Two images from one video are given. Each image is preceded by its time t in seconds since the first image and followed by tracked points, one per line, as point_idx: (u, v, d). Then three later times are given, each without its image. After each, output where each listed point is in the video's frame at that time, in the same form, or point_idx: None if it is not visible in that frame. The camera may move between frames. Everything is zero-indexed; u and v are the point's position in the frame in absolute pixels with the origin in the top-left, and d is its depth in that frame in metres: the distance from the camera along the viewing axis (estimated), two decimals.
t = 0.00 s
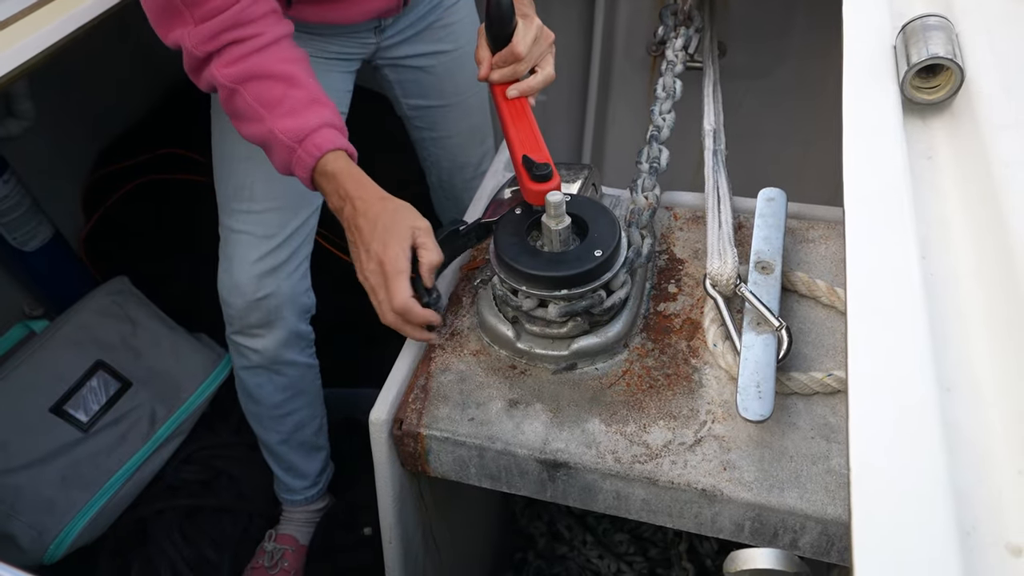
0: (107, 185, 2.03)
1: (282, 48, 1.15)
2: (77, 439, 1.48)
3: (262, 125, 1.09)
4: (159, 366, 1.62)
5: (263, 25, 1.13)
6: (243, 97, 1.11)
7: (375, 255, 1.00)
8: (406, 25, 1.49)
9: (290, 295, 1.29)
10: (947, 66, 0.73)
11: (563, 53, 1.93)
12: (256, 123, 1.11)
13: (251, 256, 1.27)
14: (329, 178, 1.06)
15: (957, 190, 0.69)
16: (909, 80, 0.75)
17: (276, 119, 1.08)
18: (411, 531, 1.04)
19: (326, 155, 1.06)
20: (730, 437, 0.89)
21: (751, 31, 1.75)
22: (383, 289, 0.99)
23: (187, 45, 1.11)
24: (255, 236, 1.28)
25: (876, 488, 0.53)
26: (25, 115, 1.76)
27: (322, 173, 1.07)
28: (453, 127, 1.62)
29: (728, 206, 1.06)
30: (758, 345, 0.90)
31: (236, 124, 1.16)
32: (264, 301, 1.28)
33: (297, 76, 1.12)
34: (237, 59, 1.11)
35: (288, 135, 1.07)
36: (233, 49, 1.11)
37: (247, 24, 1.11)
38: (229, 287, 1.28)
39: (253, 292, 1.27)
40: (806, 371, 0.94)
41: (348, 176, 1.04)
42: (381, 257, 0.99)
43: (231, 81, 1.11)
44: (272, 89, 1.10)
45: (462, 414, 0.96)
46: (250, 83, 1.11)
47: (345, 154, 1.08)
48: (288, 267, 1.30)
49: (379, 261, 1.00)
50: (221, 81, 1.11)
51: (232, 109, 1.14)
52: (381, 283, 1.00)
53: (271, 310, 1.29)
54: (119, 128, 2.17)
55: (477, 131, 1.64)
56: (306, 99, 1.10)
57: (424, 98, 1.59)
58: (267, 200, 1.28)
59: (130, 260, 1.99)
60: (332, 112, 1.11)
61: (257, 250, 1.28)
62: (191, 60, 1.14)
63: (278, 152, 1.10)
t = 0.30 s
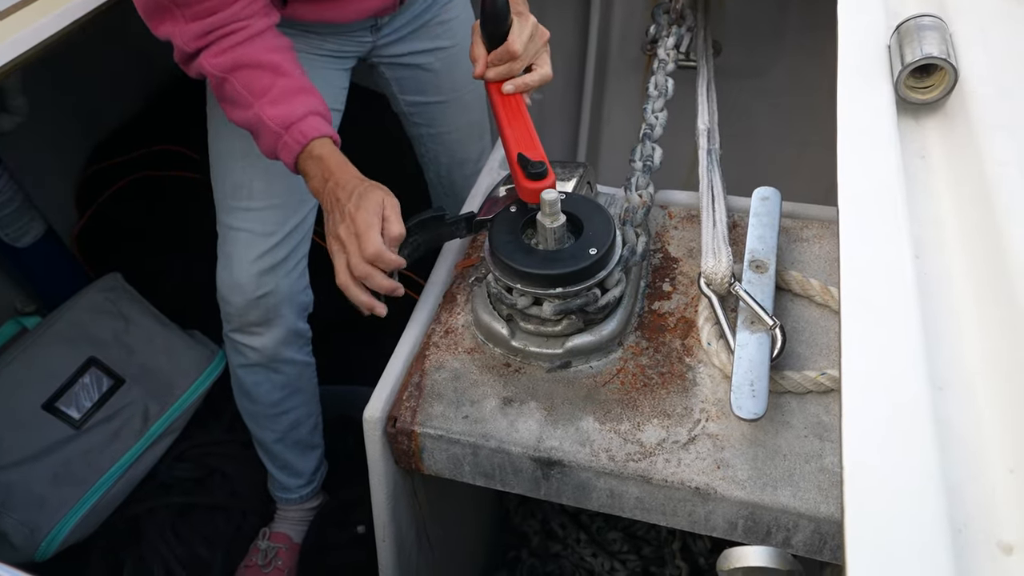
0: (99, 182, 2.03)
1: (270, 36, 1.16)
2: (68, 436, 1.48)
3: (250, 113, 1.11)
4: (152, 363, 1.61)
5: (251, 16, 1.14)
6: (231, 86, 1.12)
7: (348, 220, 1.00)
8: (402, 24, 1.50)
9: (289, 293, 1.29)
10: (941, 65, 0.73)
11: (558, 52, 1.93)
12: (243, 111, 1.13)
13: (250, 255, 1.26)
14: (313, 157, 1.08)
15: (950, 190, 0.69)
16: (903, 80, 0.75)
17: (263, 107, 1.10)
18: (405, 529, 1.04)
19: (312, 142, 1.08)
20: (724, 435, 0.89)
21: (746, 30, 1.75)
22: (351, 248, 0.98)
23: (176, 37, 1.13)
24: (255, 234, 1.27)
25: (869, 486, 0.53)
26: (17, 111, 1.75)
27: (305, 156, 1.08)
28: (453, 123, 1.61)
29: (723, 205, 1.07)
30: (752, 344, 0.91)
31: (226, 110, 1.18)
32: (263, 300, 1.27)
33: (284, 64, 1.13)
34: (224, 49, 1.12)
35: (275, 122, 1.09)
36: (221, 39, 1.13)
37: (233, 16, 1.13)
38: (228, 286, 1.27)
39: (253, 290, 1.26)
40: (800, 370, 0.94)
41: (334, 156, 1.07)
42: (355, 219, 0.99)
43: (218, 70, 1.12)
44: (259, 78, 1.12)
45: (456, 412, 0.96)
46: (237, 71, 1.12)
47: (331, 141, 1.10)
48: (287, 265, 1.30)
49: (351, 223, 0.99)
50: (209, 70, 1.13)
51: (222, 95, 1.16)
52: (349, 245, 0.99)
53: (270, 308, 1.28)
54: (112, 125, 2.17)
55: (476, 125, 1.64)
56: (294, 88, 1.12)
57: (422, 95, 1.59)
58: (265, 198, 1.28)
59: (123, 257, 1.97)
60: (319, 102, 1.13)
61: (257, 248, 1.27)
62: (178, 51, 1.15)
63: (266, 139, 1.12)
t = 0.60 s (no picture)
0: (90, 184, 2.03)
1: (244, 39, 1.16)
2: (61, 436, 1.47)
3: (226, 111, 1.11)
4: (146, 363, 1.61)
5: (225, 18, 1.14)
6: (206, 84, 1.12)
7: (358, 203, 1.05)
8: (398, 23, 1.50)
9: (284, 294, 1.29)
10: (935, 71, 0.74)
11: (555, 53, 1.94)
12: (218, 109, 1.12)
13: (246, 254, 1.26)
14: (291, 156, 1.11)
15: (944, 194, 0.70)
16: (898, 85, 0.76)
17: (243, 107, 1.10)
18: (399, 530, 1.04)
19: (295, 142, 1.11)
20: (718, 437, 0.90)
21: (742, 33, 1.76)
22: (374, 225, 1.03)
23: (146, 31, 1.11)
24: (249, 235, 1.27)
25: (864, 489, 0.53)
26: (12, 109, 1.75)
27: (286, 155, 1.11)
28: (448, 127, 1.61)
29: (718, 208, 1.07)
30: (747, 346, 0.91)
31: (194, 108, 1.16)
32: (258, 299, 1.27)
33: (261, 67, 1.14)
34: (199, 48, 1.12)
35: (257, 121, 1.10)
36: (196, 38, 1.12)
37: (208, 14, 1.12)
38: (223, 285, 1.27)
39: (248, 290, 1.26)
40: (794, 373, 0.95)
41: (314, 155, 1.11)
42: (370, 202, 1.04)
43: (192, 68, 1.11)
44: (237, 78, 1.12)
45: (451, 413, 0.96)
46: (213, 70, 1.12)
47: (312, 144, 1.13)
48: (282, 265, 1.29)
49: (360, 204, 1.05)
50: (182, 67, 1.12)
51: (192, 94, 1.15)
52: (365, 225, 1.03)
53: (265, 308, 1.28)
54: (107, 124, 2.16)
55: (472, 129, 1.64)
56: (273, 89, 1.13)
57: (418, 98, 1.59)
58: (261, 198, 1.29)
59: (118, 257, 1.96)
60: (296, 105, 1.15)
61: (252, 248, 1.27)
62: (148, 46, 1.13)
63: (242, 138, 1.11)
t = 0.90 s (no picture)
0: (90, 186, 2.03)
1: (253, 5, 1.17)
2: (60, 439, 1.47)
3: (252, 75, 1.12)
4: (145, 366, 1.61)
5: None
6: (228, 49, 1.12)
7: (397, 179, 1.09)
8: (398, 25, 1.50)
9: (288, 302, 1.29)
10: (932, 74, 0.74)
11: (553, 56, 1.94)
12: (243, 75, 1.13)
13: (251, 262, 1.27)
14: (327, 118, 1.14)
15: (940, 197, 0.70)
16: (895, 87, 0.76)
17: (270, 69, 1.12)
18: (398, 532, 1.04)
19: (326, 104, 1.14)
20: (716, 440, 0.90)
21: (740, 35, 1.77)
22: (404, 205, 1.06)
23: None
24: (255, 243, 1.28)
25: (861, 492, 0.53)
26: (11, 112, 1.75)
27: (319, 116, 1.14)
28: (451, 129, 1.61)
29: (716, 210, 1.07)
30: (744, 349, 0.91)
31: (212, 78, 1.16)
32: (264, 308, 1.27)
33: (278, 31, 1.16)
34: (217, 13, 1.12)
35: (287, 83, 1.12)
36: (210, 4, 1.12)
37: None
38: (228, 294, 1.27)
39: (253, 299, 1.26)
40: (792, 375, 0.95)
41: (352, 118, 1.14)
42: (408, 182, 1.08)
43: (213, 34, 1.11)
44: (258, 42, 1.13)
45: (449, 416, 0.96)
46: (234, 35, 1.12)
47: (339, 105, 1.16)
48: (286, 273, 1.30)
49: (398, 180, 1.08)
50: (202, 33, 1.12)
51: (211, 62, 1.14)
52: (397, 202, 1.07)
53: (270, 316, 1.28)
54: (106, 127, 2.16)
55: (475, 131, 1.63)
56: (293, 51, 1.15)
57: (420, 101, 1.59)
58: (264, 205, 1.28)
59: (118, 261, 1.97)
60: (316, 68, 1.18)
61: (257, 256, 1.27)
62: (159, 15, 1.12)
63: (271, 101, 1.13)
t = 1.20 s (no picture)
0: (89, 192, 2.02)
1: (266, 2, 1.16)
2: (59, 444, 1.47)
3: (270, 76, 1.11)
4: (144, 371, 1.61)
5: None
6: (245, 49, 1.11)
7: (406, 189, 1.10)
8: (397, 29, 1.51)
9: (288, 313, 1.29)
10: (929, 78, 0.74)
11: (553, 61, 1.94)
12: (260, 76, 1.12)
13: (250, 274, 1.27)
14: (343, 123, 1.15)
15: (937, 202, 0.70)
16: (892, 92, 0.76)
17: (288, 71, 1.11)
18: (397, 537, 1.04)
19: (343, 108, 1.14)
20: (715, 443, 0.90)
21: (737, 40, 1.77)
22: (407, 213, 1.06)
23: None
24: (254, 254, 1.28)
25: (860, 496, 0.53)
26: (11, 116, 1.75)
27: (336, 120, 1.14)
28: (449, 133, 1.62)
29: (715, 214, 1.07)
30: (743, 352, 0.91)
31: (227, 77, 1.15)
32: (263, 319, 1.27)
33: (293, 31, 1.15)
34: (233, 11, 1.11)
35: (305, 86, 1.11)
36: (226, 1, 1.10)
37: None
38: (227, 306, 1.27)
39: (253, 311, 1.26)
40: (791, 378, 0.95)
41: (369, 124, 1.15)
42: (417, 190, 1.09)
43: (230, 32, 1.10)
44: (276, 42, 1.12)
45: (449, 420, 0.96)
46: (251, 35, 1.11)
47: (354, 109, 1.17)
48: (286, 284, 1.30)
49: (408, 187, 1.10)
50: (219, 32, 1.10)
51: (226, 60, 1.13)
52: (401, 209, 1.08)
53: (270, 328, 1.28)
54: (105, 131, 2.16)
55: (473, 133, 1.65)
56: (309, 53, 1.15)
57: (418, 106, 1.59)
58: (263, 216, 1.29)
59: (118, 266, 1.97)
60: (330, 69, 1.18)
61: (256, 268, 1.27)
62: (172, 9, 1.09)
63: (288, 103, 1.12)
